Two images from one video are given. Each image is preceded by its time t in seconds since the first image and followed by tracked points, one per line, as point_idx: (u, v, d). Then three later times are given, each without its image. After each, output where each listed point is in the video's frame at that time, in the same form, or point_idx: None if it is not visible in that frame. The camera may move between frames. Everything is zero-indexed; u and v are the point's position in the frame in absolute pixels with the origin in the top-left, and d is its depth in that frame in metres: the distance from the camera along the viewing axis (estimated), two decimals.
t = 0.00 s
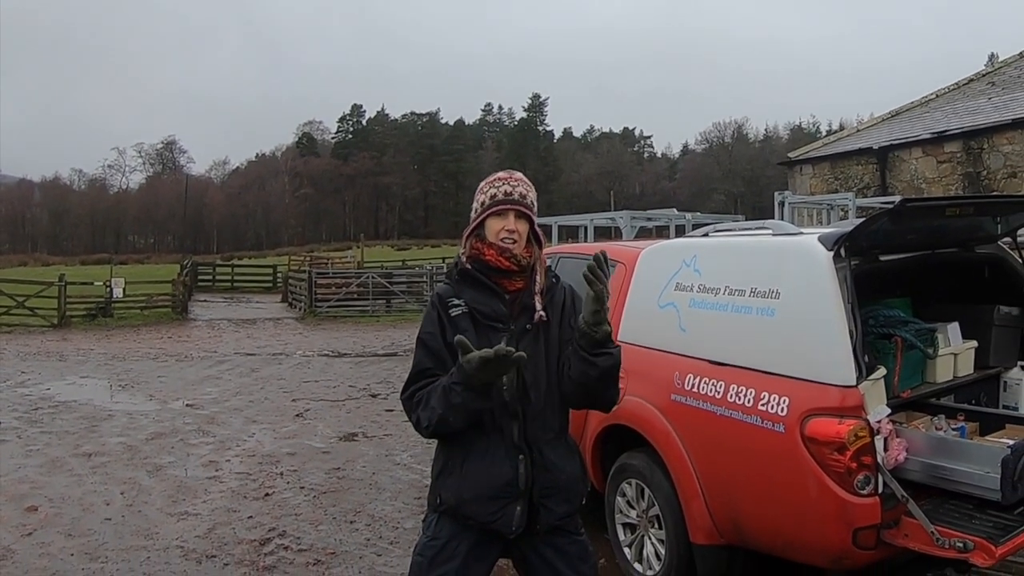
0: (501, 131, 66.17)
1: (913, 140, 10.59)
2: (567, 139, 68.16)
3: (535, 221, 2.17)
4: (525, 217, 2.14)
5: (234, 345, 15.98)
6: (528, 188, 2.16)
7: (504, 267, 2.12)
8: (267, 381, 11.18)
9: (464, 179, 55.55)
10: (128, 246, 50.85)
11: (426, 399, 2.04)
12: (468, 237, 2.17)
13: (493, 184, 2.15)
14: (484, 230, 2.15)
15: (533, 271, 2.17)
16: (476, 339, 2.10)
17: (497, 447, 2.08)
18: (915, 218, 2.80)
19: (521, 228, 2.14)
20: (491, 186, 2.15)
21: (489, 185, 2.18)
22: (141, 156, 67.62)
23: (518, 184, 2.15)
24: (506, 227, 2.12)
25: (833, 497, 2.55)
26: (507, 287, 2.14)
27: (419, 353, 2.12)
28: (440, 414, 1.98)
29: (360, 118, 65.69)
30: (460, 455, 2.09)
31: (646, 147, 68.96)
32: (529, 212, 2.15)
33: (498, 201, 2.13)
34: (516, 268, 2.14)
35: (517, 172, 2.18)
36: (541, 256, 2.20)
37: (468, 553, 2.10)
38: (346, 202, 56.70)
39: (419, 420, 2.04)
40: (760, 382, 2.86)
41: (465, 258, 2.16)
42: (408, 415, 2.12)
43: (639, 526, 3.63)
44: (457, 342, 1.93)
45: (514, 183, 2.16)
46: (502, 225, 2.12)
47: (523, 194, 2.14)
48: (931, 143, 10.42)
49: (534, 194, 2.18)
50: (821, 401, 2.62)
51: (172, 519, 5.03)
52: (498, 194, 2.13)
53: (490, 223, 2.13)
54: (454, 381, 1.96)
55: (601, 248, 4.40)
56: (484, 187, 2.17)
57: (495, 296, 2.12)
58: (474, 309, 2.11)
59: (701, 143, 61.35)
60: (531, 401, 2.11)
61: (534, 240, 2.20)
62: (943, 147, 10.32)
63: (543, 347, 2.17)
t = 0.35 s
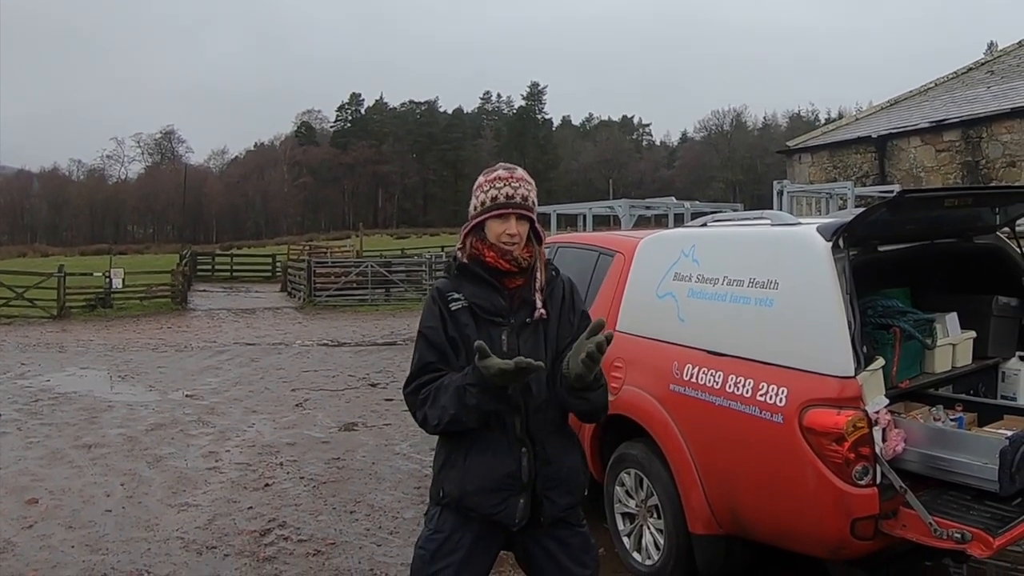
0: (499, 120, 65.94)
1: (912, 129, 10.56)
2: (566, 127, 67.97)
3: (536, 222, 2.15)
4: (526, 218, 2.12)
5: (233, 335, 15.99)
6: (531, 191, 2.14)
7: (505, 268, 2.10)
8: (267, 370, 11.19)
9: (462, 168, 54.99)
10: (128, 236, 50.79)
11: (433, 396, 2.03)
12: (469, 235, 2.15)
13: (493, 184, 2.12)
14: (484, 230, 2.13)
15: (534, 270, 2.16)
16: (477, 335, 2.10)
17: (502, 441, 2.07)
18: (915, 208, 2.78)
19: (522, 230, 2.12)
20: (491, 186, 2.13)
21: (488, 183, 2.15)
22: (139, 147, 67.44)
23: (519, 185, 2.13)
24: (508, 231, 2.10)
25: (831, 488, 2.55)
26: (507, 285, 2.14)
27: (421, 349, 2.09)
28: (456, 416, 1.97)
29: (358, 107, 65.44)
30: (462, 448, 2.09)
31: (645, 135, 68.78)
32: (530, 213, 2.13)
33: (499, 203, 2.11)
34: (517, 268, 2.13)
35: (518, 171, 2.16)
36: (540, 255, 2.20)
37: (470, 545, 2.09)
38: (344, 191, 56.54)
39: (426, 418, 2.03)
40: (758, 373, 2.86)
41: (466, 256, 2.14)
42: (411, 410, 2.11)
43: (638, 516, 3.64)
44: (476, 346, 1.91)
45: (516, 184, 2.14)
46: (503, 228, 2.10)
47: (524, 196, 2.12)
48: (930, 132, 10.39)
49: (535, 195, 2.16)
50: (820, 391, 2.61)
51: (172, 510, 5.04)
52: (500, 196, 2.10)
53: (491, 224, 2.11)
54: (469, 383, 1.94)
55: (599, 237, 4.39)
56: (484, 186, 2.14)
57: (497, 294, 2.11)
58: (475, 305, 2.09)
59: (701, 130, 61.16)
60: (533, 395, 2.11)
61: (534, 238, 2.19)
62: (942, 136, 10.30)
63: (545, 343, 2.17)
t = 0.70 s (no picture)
0: (489, 112, 65.73)
1: (902, 122, 10.61)
2: (556, 119, 67.83)
3: (533, 213, 2.14)
4: (522, 209, 2.11)
5: (223, 326, 15.90)
6: (528, 182, 2.13)
7: (501, 258, 2.10)
8: (257, 362, 11.14)
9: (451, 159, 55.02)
10: (115, 228, 50.37)
11: (428, 382, 2.03)
12: (467, 224, 2.14)
13: (490, 174, 2.11)
14: (481, 220, 2.12)
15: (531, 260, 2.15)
16: (474, 325, 2.10)
17: (495, 431, 2.07)
18: (906, 200, 2.79)
19: (518, 221, 2.11)
20: (488, 176, 2.12)
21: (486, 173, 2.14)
22: (127, 137, 66.81)
23: (517, 176, 2.12)
24: (503, 222, 2.09)
25: (823, 478, 2.57)
26: (505, 276, 2.13)
27: (416, 336, 2.07)
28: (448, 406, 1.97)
29: (346, 98, 65.03)
30: (456, 438, 2.09)
31: (634, 127, 68.78)
32: (526, 204, 2.12)
33: (495, 194, 2.10)
34: (514, 258, 2.12)
35: (516, 161, 2.15)
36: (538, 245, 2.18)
37: (463, 535, 2.09)
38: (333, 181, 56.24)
39: (419, 404, 2.02)
40: (750, 363, 2.86)
41: (462, 245, 2.13)
42: (405, 397, 2.10)
43: (629, 507, 3.65)
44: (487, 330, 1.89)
45: (513, 175, 2.12)
46: (499, 219, 2.09)
47: (521, 188, 2.10)
48: (920, 125, 10.45)
49: (533, 187, 2.15)
50: (813, 381, 2.62)
51: (163, 502, 5.01)
52: (495, 186, 2.09)
53: (487, 215, 2.10)
54: (469, 372, 1.94)
55: (590, 228, 4.38)
56: (482, 175, 2.13)
57: (494, 284, 2.10)
58: (472, 294, 2.09)
59: (690, 122, 61.19)
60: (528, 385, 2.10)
61: (532, 230, 2.17)
62: (932, 129, 10.36)
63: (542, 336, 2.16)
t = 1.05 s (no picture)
0: (473, 113, 65.66)
1: (887, 127, 10.72)
2: (541, 121, 67.93)
3: (516, 204, 2.09)
4: (502, 201, 2.08)
5: (205, 327, 15.73)
6: (510, 173, 2.09)
7: (488, 250, 2.09)
8: (239, 363, 11.03)
9: (435, 160, 54.89)
10: (96, 227, 49.73)
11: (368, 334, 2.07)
12: (458, 221, 2.15)
13: (477, 168, 2.10)
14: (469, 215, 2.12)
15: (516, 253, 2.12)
16: (462, 324, 2.07)
17: (477, 430, 2.05)
18: (890, 205, 2.80)
19: (496, 210, 2.09)
20: (472, 172, 2.11)
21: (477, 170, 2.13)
22: (109, 136, 66.06)
23: (496, 167, 2.09)
24: (482, 211, 2.08)
25: (808, 482, 2.57)
26: (495, 272, 2.12)
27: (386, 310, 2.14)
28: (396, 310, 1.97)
29: (331, 98, 64.70)
30: (441, 438, 2.07)
31: (618, 129, 69.02)
32: (507, 195, 2.08)
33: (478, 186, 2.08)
34: (501, 251, 2.10)
35: (500, 154, 2.12)
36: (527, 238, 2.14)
37: (449, 539, 2.07)
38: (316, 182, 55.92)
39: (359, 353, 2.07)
40: (734, 367, 2.87)
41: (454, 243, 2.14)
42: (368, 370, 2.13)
43: (613, 510, 3.64)
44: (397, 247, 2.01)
45: (494, 167, 2.10)
46: (479, 210, 2.08)
47: (507, 181, 2.07)
48: (904, 130, 10.56)
49: (523, 183, 2.11)
50: (797, 386, 2.62)
51: (145, 504, 4.94)
52: (475, 177, 2.09)
53: (471, 208, 2.10)
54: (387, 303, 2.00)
55: (575, 231, 4.38)
56: (470, 171, 2.13)
57: (484, 282, 2.09)
58: (462, 293, 2.07)
59: (674, 126, 61.50)
60: (515, 386, 2.07)
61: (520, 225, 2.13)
62: (916, 134, 10.49)
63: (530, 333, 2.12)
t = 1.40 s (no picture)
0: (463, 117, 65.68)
1: (876, 134, 10.82)
2: (530, 126, 68.07)
3: (519, 220, 2.09)
4: (506, 216, 2.07)
5: (193, 330, 15.62)
6: (515, 188, 2.08)
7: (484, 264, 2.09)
8: (227, 366, 10.95)
9: (425, 164, 54.84)
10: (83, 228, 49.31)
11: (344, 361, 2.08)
12: (457, 229, 2.14)
13: (480, 180, 2.09)
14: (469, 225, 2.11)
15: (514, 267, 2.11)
16: (451, 331, 2.07)
17: (465, 434, 2.03)
18: (880, 213, 2.82)
19: (499, 225, 2.07)
20: (476, 183, 2.11)
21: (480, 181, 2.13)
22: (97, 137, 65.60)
23: (503, 182, 2.08)
24: (485, 225, 2.06)
25: (796, 487, 2.57)
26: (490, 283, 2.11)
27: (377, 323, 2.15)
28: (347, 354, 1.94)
29: (320, 101, 64.56)
30: (428, 441, 2.06)
31: (608, 135, 69.23)
32: (511, 210, 2.07)
33: (480, 199, 2.08)
34: (499, 264, 2.10)
35: (506, 167, 2.11)
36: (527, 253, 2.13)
37: (436, 543, 2.05)
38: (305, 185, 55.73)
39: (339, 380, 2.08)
40: (724, 373, 2.87)
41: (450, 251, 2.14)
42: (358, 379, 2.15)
43: (602, 516, 3.63)
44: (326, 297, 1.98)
45: (500, 181, 2.09)
46: (482, 222, 2.06)
47: (508, 195, 2.07)
48: (894, 138, 10.65)
49: (524, 197, 2.11)
50: (785, 393, 2.63)
51: (132, 507, 4.88)
52: (479, 190, 2.08)
53: (473, 219, 2.09)
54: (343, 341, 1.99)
55: (564, 237, 4.38)
56: (474, 181, 2.12)
57: (476, 291, 2.09)
58: (454, 300, 2.08)
59: (663, 132, 61.75)
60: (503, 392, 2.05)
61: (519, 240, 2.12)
62: (906, 141, 10.58)
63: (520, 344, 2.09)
